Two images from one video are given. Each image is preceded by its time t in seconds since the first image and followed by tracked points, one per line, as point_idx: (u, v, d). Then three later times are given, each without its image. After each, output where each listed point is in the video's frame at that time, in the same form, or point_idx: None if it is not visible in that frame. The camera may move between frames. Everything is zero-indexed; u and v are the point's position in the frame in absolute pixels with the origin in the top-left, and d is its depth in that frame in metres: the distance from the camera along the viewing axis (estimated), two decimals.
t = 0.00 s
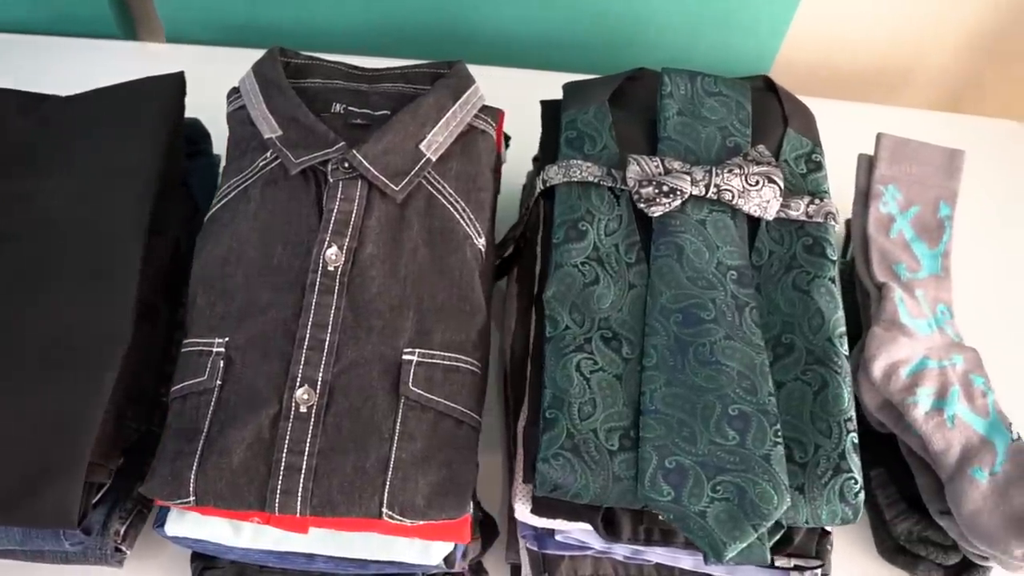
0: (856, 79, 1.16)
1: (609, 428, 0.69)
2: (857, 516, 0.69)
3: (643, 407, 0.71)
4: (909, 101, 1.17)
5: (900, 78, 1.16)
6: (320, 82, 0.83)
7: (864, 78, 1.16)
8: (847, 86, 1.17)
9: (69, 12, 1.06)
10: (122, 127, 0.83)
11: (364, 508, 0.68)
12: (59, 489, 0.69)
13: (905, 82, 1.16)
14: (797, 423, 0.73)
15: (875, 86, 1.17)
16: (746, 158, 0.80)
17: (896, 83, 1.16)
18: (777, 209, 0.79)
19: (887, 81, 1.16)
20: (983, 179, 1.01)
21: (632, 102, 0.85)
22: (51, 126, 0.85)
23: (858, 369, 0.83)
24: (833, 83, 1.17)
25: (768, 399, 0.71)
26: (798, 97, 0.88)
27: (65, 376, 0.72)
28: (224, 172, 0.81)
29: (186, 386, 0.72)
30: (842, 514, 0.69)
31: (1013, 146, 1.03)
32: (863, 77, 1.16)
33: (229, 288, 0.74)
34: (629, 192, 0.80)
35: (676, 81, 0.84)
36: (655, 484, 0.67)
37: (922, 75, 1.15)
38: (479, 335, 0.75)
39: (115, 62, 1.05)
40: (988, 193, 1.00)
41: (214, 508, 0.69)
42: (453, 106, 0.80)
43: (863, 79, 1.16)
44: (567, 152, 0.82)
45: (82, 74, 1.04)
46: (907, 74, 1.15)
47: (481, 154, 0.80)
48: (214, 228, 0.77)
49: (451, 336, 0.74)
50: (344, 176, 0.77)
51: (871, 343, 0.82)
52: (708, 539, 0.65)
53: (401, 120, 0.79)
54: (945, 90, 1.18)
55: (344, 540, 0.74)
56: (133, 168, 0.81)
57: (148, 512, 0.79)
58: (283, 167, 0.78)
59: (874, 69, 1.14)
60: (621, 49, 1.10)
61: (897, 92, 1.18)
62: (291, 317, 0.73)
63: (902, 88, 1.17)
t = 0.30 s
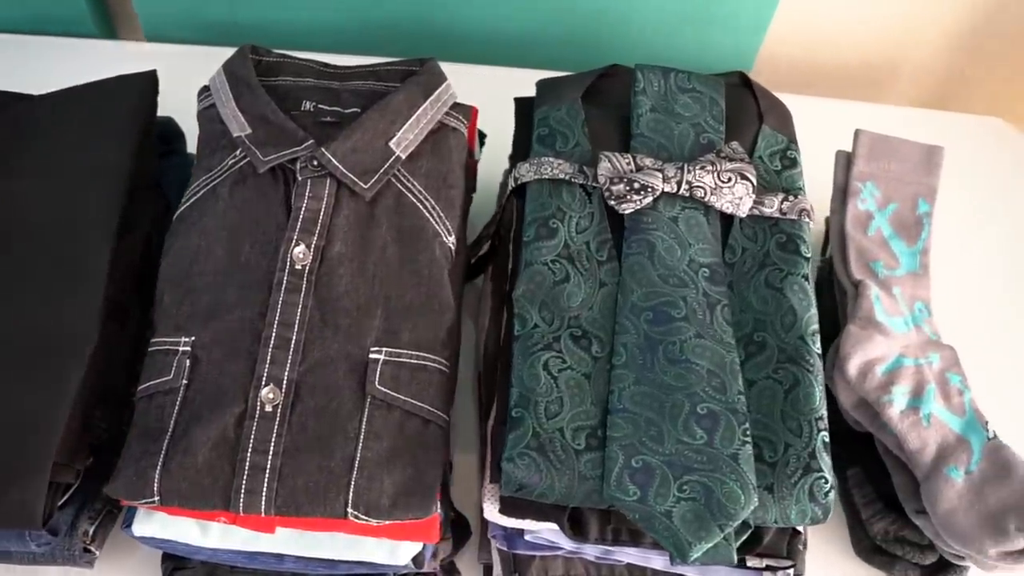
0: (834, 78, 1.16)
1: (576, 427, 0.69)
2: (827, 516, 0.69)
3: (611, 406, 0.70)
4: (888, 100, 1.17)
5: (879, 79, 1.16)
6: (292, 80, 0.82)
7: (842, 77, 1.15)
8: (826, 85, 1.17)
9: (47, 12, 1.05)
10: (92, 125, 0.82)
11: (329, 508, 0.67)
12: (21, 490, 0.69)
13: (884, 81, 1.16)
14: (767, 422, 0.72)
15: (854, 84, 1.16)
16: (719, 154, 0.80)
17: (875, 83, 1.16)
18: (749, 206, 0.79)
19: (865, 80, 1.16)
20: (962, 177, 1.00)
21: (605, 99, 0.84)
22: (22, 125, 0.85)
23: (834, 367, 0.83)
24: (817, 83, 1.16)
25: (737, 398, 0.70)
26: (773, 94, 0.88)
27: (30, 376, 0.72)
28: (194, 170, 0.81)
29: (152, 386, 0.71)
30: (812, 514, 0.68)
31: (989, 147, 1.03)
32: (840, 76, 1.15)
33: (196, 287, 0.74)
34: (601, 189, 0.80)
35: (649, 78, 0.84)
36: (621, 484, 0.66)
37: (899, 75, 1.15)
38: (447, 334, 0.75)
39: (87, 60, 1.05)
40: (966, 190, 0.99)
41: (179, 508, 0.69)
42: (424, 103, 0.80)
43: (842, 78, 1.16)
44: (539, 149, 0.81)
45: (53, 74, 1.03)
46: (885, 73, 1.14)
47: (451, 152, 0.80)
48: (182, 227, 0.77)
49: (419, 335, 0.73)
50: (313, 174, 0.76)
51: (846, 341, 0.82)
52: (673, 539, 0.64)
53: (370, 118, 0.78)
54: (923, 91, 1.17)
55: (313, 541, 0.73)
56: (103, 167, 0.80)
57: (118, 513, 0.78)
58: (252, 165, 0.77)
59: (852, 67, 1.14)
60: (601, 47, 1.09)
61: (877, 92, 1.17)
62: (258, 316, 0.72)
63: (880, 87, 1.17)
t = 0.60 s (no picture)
0: (815, 77, 1.15)
1: (542, 427, 0.68)
2: (797, 517, 0.68)
3: (579, 406, 0.69)
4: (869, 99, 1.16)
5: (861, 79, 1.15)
6: (262, 77, 0.82)
7: (823, 74, 1.15)
8: (808, 85, 1.16)
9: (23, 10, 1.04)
10: (59, 123, 0.81)
11: (293, 510, 0.67)
12: None
13: (865, 80, 1.15)
14: (738, 422, 0.71)
15: (835, 83, 1.16)
16: (692, 151, 0.79)
17: (856, 83, 1.16)
18: (723, 203, 0.78)
19: (845, 79, 1.15)
20: (942, 180, 0.99)
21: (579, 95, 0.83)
22: None
23: (810, 367, 0.82)
24: (798, 83, 1.16)
25: (707, 397, 0.69)
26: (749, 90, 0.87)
27: None
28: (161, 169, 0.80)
29: (116, 386, 0.71)
30: (782, 515, 0.67)
31: (971, 149, 1.02)
32: (821, 76, 1.15)
33: (162, 287, 0.73)
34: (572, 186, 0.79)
35: (622, 74, 0.83)
36: (586, 485, 0.65)
37: (881, 74, 1.14)
38: (415, 334, 0.74)
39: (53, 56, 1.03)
40: (946, 193, 0.98)
41: (143, 510, 0.68)
42: (394, 100, 0.79)
43: (823, 78, 1.15)
44: (510, 146, 0.80)
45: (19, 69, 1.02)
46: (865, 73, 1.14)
47: (421, 149, 0.79)
48: (148, 226, 0.76)
49: (386, 334, 0.73)
50: (280, 172, 0.75)
51: (822, 340, 0.80)
52: (637, 541, 0.63)
53: (338, 116, 0.77)
54: (904, 91, 1.17)
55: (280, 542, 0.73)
56: (69, 165, 0.79)
57: (85, 515, 0.78)
58: (219, 164, 0.76)
59: (833, 65, 1.13)
60: (583, 44, 1.08)
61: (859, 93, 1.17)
62: (223, 315, 0.72)
63: (861, 86, 1.16)
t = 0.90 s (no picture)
0: (795, 73, 1.14)
1: (506, 426, 0.67)
2: (764, 517, 0.67)
3: (544, 405, 0.68)
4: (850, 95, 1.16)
5: (841, 75, 1.14)
6: (230, 75, 0.81)
7: (802, 70, 1.14)
8: (789, 81, 1.16)
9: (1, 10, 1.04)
10: (26, 120, 0.81)
11: (254, 509, 0.66)
12: None
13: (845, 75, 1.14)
14: (706, 420, 0.70)
15: (813, 79, 1.15)
16: (663, 147, 0.78)
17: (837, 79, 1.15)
18: (694, 199, 0.77)
19: (825, 76, 1.15)
20: (921, 179, 0.99)
21: (550, 92, 0.83)
22: None
23: (784, 365, 0.81)
24: (778, 79, 1.15)
25: (673, 396, 0.68)
26: (723, 86, 0.86)
27: None
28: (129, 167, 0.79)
29: (79, 385, 0.70)
30: (749, 515, 0.66)
31: (951, 149, 1.02)
32: (802, 72, 1.14)
33: (126, 285, 0.73)
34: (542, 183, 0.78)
35: (593, 70, 0.82)
36: (548, 484, 0.64)
37: (861, 70, 1.13)
38: (381, 332, 0.74)
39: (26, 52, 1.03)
40: (925, 192, 0.97)
41: (104, 510, 0.68)
42: (362, 97, 0.79)
43: (803, 74, 1.14)
44: (480, 143, 0.80)
45: None
46: (845, 69, 1.13)
47: (390, 146, 0.78)
48: (113, 224, 0.76)
49: (351, 333, 0.72)
50: (246, 170, 0.75)
51: (795, 337, 0.80)
52: (598, 541, 0.63)
53: (305, 113, 0.77)
54: (883, 86, 1.16)
55: (245, 542, 0.72)
56: (35, 162, 0.79)
57: (52, 516, 0.77)
58: (185, 162, 0.76)
59: (812, 61, 1.12)
60: (563, 41, 1.07)
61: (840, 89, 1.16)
62: (186, 314, 0.71)
63: (841, 81, 1.15)
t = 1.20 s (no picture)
0: (781, 67, 1.14)
1: (472, 421, 0.67)
2: (733, 512, 0.66)
3: (511, 399, 0.67)
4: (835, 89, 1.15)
5: (829, 67, 1.13)
6: (201, 69, 0.81)
7: (787, 64, 1.13)
8: (776, 76, 1.15)
9: None
10: None
11: (219, 505, 0.66)
12: None
13: (830, 67, 1.13)
14: (676, 415, 0.69)
15: (798, 72, 1.14)
16: (636, 140, 0.77)
17: (823, 72, 1.14)
18: (666, 191, 0.76)
19: (812, 68, 1.14)
20: (902, 177, 0.98)
21: (523, 85, 0.82)
22: None
23: (759, 359, 0.80)
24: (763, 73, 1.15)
25: (642, 390, 0.68)
26: (699, 79, 0.85)
27: None
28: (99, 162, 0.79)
29: (45, 381, 0.70)
30: (718, 510, 0.66)
31: (933, 147, 1.01)
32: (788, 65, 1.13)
33: (93, 280, 0.72)
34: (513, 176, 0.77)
35: (566, 63, 0.82)
36: (513, 479, 0.64)
37: (846, 62, 1.12)
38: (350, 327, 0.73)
39: None
40: (906, 191, 0.97)
41: (69, 506, 0.67)
42: (333, 91, 0.78)
43: (790, 68, 1.13)
44: (451, 136, 0.79)
45: None
46: (830, 62, 1.12)
47: (361, 140, 0.78)
48: (82, 219, 0.75)
49: (318, 327, 0.72)
50: (215, 164, 0.74)
51: (770, 331, 0.79)
52: (562, 535, 0.62)
53: (275, 107, 0.76)
54: (871, 76, 1.15)
55: (213, 537, 0.71)
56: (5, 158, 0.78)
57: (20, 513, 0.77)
58: (154, 156, 0.76)
59: (796, 55, 1.11)
60: (544, 35, 1.06)
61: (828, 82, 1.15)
62: (152, 309, 0.71)
63: (825, 74, 1.14)
